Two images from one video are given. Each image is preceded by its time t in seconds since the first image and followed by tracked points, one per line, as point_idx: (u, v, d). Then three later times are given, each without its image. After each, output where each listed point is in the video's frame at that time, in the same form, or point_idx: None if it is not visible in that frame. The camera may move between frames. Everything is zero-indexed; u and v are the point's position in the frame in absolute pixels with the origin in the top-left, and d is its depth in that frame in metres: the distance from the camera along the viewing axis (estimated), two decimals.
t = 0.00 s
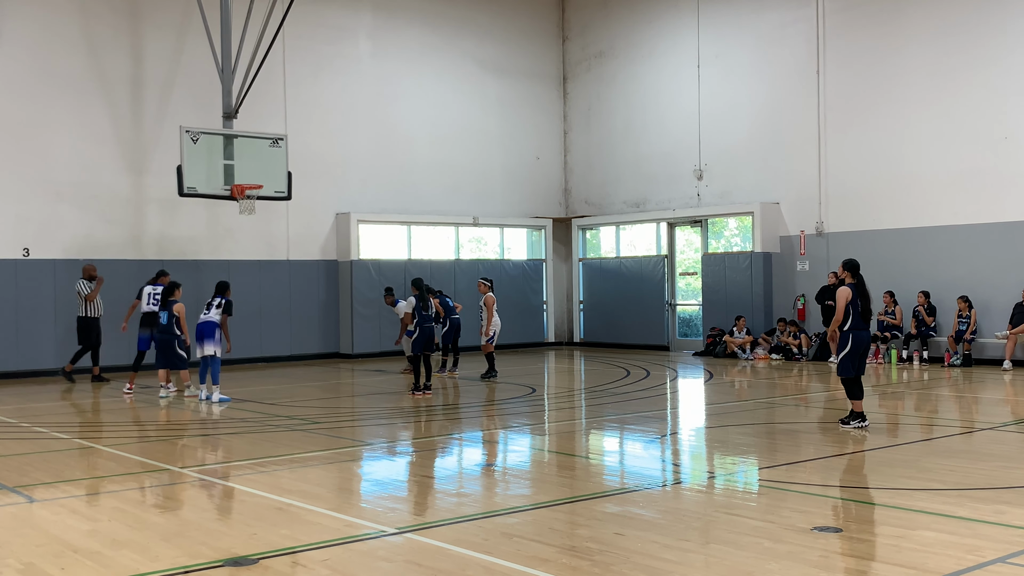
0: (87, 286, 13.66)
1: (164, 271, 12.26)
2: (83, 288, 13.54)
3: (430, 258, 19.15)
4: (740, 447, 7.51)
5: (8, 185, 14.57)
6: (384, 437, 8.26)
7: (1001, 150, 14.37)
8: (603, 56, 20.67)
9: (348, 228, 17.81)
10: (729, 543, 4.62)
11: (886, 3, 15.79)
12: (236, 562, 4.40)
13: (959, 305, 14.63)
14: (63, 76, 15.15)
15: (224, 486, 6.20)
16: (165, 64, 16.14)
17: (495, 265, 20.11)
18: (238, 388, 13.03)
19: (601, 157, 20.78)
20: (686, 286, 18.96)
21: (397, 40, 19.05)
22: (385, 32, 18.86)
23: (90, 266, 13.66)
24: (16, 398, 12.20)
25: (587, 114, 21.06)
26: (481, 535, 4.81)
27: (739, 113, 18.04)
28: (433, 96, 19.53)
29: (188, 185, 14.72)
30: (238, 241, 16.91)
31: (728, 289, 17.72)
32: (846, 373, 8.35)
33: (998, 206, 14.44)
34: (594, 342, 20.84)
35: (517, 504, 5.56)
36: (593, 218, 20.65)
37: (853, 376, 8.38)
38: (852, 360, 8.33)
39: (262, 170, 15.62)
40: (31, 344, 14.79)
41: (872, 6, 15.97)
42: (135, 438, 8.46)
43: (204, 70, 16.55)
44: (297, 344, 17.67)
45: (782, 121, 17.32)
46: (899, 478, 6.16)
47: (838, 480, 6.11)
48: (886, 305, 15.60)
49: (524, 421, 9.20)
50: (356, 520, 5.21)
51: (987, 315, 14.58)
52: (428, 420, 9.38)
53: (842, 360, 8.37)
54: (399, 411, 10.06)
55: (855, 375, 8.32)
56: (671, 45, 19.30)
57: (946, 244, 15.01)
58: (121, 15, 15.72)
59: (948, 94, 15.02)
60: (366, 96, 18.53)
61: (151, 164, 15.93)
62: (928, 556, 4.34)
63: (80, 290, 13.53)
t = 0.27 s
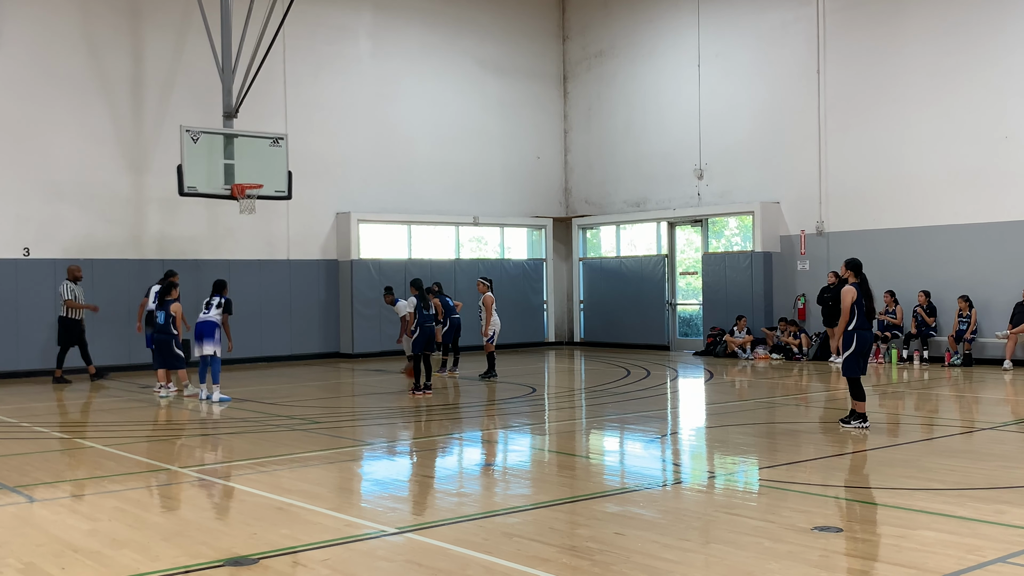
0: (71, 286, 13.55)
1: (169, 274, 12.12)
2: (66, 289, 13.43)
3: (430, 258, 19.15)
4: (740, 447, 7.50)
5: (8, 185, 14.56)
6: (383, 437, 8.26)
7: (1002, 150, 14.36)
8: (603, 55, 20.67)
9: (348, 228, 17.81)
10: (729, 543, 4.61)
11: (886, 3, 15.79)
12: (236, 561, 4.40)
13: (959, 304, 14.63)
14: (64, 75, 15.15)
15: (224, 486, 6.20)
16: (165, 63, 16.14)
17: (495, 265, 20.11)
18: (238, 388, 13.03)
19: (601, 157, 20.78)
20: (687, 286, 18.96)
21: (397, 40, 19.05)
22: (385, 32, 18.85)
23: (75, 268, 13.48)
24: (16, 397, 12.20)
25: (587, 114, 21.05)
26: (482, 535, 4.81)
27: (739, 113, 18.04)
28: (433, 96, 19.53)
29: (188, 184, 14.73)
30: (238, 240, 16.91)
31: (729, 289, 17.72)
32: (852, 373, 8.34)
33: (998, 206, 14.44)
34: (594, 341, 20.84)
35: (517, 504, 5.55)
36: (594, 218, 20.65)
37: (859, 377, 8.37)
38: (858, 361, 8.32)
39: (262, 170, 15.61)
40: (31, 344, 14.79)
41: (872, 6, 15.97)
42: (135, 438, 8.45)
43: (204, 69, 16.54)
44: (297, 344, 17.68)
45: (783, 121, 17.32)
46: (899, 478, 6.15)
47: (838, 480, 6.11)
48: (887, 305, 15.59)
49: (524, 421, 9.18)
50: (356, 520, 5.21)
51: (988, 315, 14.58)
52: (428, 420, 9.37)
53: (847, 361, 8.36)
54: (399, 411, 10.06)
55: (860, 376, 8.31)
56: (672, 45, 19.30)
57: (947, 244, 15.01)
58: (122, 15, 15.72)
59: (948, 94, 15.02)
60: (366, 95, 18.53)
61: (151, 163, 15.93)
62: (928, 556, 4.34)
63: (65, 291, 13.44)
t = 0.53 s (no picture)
0: (59, 284, 13.59)
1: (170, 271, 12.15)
2: (53, 287, 13.48)
3: (430, 257, 19.15)
4: (740, 446, 7.48)
5: (8, 185, 14.56)
6: (383, 436, 8.25)
7: (1003, 149, 14.35)
8: (604, 55, 20.66)
9: (348, 227, 17.81)
10: (730, 542, 4.61)
11: (887, 2, 15.78)
12: (236, 561, 4.39)
13: (960, 304, 14.63)
14: (64, 75, 15.15)
15: (224, 486, 6.19)
16: (165, 63, 16.14)
17: (495, 265, 20.10)
18: (238, 387, 13.01)
19: (601, 156, 20.77)
20: (687, 285, 18.98)
21: (398, 40, 19.04)
22: (385, 32, 18.85)
23: (61, 266, 13.50)
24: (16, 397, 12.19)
25: (588, 113, 21.05)
26: (482, 535, 4.80)
27: (739, 112, 18.03)
28: (434, 96, 19.53)
29: (188, 184, 14.74)
30: (239, 240, 16.91)
31: (729, 288, 17.71)
32: (856, 373, 8.33)
33: (998, 205, 14.43)
34: (594, 341, 20.84)
35: (518, 503, 5.54)
36: (594, 218, 20.64)
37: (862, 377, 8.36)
38: (862, 361, 8.31)
39: (262, 169, 15.60)
40: (31, 343, 14.79)
41: (873, 6, 15.96)
42: (134, 437, 8.45)
43: (204, 69, 16.54)
44: (297, 343, 17.68)
45: (783, 121, 17.31)
46: (900, 478, 6.15)
47: (839, 480, 6.10)
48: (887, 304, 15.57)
49: (524, 420, 9.17)
50: (357, 519, 5.20)
51: (988, 314, 14.57)
52: (428, 419, 9.36)
53: (851, 361, 8.34)
54: (399, 410, 10.05)
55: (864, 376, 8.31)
56: (672, 45, 19.29)
57: (947, 244, 15.00)
58: (122, 14, 15.72)
59: (948, 93, 15.01)
60: (366, 95, 18.52)
61: (151, 163, 15.93)
62: (930, 555, 4.33)
63: (52, 289, 13.50)
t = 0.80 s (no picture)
0: (48, 284, 13.38)
1: (174, 275, 12.13)
2: (42, 287, 13.28)
3: (431, 256, 19.15)
4: (740, 446, 7.46)
5: (8, 184, 14.56)
6: (383, 436, 8.23)
7: (1003, 148, 14.34)
8: (604, 54, 20.66)
9: (348, 227, 17.81)
10: (730, 542, 4.61)
11: (887, 2, 15.78)
12: (237, 561, 4.38)
13: (961, 303, 14.63)
14: (65, 74, 15.15)
15: (224, 485, 6.18)
16: (166, 62, 16.13)
17: (495, 264, 20.10)
18: (238, 387, 13.00)
19: (602, 156, 20.77)
20: (688, 285, 18.99)
21: (398, 39, 19.03)
22: (386, 31, 18.84)
23: (50, 266, 13.34)
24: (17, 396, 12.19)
25: (588, 113, 21.05)
26: (482, 534, 4.80)
27: (740, 111, 18.03)
28: (435, 95, 19.53)
29: (188, 183, 14.75)
30: (239, 239, 16.90)
31: (729, 287, 17.71)
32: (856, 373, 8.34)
33: (998, 204, 14.43)
34: (595, 340, 20.84)
35: (518, 503, 5.53)
36: (595, 217, 20.65)
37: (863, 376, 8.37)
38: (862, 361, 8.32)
39: (262, 168, 15.60)
40: (32, 343, 14.78)
41: (873, 5, 15.96)
42: (135, 437, 8.45)
43: (205, 68, 16.54)
44: (298, 343, 17.68)
45: (783, 120, 17.31)
46: (901, 477, 6.15)
47: (839, 479, 6.08)
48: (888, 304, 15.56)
49: (524, 420, 9.15)
50: (356, 519, 5.19)
51: (989, 313, 14.57)
52: (429, 419, 9.33)
53: (851, 361, 8.36)
54: (399, 410, 10.03)
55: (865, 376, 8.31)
56: (672, 44, 19.29)
57: (948, 243, 15.00)
58: (123, 14, 15.72)
59: (949, 93, 15.00)
60: (366, 94, 18.52)
61: (152, 162, 15.92)
62: (930, 555, 4.33)
63: (41, 289, 13.29)
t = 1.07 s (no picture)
0: (38, 284, 13.41)
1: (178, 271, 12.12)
2: (31, 287, 13.30)
3: (431, 256, 19.15)
4: (741, 446, 7.45)
5: (8, 184, 14.56)
6: (383, 436, 8.22)
7: (1003, 148, 14.34)
8: (604, 54, 20.66)
9: (349, 226, 17.81)
10: (730, 541, 4.61)
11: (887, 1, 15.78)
12: (237, 561, 4.38)
13: (961, 302, 14.62)
14: (66, 74, 15.16)
15: (224, 485, 6.18)
16: (166, 62, 16.13)
17: (495, 264, 20.10)
18: (238, 387, 12.99)
19: (602, 155, 20.77)
20: (688, 284, 18.99)
21: (398, 38, 19.03)
22: (386, 31, 18.84)
23: (40, 265, 13.35)
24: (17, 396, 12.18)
25: (588, 112, 21.05)
26: (482, 534, 4.79)
27: (740, 111, 18.02)
28: (435, 95, 19.53)
29: (188, 182, 14.75)
30: (240, 238, 16.91)
31: (730, 287, 17.71)
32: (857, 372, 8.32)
33: (999, 204, 14.43)
34: (595, 340, 20.84)
35: (518, 503, 5.52)
36: (595, 217, 20.64)
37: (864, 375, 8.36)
38: (863, 360, 8.32)
39: (262, 168, 15.60)
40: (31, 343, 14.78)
41: (873, 4, 15.96)
42: (134, 437, 8.45)
43: (205, 68, 16.54)
44: (298, 342, 17.67)
45: (783, 119, 17.31)
46: (901, 477, 6.14)
47: (839, 479, 6.08)
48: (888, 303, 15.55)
49: (524, 420, 9.14)
50: (356, 519, 5.19)
51: (989, 313, 14.57)
52: (429, 418, 9.32)
53: (851, 360, 8.37)
54: (399, 410, 10.02)
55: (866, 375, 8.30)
56: (672, 44, 19.28)
57: (948, 243, 15.00)
58: (123, 13, 15.72)
59: (949, 93, 15.00)
60: (367, 94, 18.51)
61: (152, 162, 15.93)
62: (930, 554, 4.33)
63: (30, 289, 13.32)
